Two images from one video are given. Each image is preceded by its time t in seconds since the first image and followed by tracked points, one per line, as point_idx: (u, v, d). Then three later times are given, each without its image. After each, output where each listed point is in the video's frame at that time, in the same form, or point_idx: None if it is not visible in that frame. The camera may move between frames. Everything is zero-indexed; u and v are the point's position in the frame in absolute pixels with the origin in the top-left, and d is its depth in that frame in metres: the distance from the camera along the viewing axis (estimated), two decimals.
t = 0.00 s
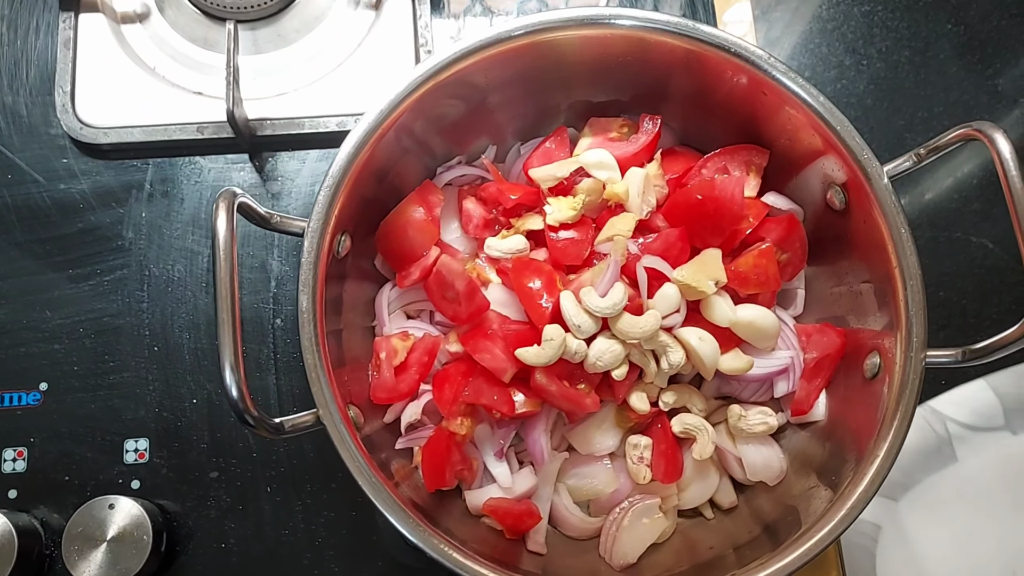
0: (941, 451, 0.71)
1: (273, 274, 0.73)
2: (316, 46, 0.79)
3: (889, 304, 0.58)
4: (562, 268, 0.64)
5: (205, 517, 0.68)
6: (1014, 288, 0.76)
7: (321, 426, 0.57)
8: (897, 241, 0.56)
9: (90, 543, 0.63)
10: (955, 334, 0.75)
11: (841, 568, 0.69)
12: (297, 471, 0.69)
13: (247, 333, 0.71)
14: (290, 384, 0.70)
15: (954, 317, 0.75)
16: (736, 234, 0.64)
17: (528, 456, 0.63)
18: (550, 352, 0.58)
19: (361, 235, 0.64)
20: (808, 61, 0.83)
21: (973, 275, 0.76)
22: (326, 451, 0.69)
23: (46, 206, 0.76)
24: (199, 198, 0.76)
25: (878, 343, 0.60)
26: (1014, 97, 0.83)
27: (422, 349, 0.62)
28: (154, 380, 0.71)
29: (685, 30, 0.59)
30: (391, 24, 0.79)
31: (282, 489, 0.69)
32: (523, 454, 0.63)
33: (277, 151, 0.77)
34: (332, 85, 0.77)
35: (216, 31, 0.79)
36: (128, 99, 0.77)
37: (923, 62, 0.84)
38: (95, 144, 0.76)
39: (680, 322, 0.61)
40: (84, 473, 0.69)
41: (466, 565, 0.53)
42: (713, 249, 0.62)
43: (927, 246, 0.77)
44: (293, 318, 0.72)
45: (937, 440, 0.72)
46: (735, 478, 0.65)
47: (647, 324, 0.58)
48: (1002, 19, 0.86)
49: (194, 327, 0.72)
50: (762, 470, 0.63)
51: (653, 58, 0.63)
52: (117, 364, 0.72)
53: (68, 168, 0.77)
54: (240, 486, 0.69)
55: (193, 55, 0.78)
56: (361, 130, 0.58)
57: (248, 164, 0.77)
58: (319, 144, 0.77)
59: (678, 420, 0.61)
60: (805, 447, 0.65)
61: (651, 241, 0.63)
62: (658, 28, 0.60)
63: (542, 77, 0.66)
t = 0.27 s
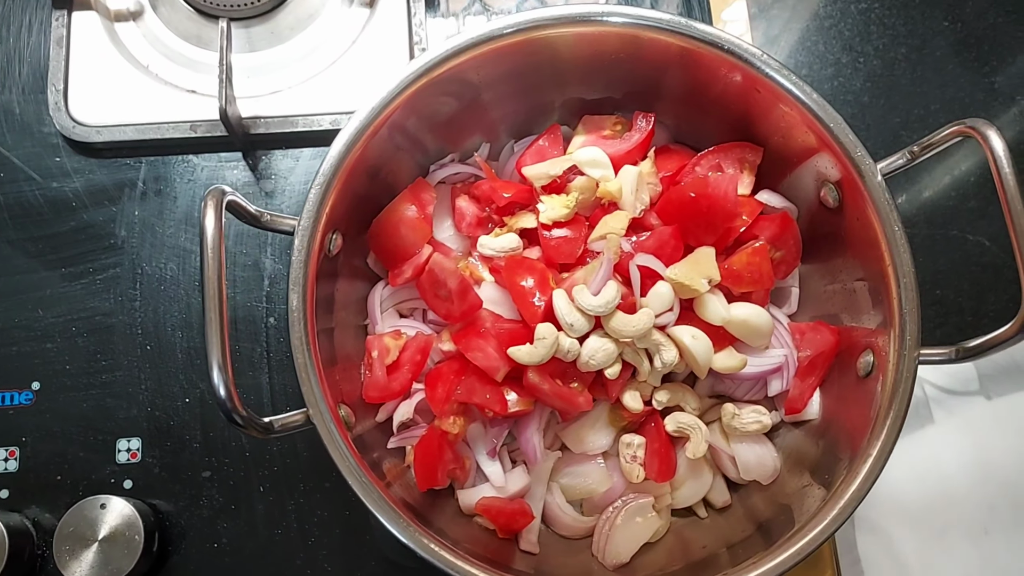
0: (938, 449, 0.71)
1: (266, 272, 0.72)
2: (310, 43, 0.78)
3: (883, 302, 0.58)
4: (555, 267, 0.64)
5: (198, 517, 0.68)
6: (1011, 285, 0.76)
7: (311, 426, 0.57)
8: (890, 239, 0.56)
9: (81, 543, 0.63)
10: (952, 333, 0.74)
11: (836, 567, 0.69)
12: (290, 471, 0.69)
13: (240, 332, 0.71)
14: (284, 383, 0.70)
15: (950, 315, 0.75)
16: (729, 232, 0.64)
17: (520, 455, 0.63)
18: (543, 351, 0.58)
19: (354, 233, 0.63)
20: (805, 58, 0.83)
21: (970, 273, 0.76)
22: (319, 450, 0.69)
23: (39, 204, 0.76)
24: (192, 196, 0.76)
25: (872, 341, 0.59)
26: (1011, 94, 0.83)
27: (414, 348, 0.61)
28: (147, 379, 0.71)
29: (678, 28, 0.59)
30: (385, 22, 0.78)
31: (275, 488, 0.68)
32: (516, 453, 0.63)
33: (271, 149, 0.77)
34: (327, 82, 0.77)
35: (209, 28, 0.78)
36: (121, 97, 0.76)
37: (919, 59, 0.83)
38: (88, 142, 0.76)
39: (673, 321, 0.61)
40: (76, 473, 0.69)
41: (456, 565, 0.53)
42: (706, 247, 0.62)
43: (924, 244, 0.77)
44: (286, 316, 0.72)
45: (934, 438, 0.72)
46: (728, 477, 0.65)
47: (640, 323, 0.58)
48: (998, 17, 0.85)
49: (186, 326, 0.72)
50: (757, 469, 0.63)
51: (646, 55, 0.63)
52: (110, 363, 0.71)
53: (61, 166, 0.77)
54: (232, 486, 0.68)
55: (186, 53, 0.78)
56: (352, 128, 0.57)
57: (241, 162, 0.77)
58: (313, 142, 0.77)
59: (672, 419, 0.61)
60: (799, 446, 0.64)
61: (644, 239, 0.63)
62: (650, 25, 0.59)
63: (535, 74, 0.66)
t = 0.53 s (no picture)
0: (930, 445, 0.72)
1: (261, 269, 0.73)
2: (304, 42, 0.79)
3: (873, 299, 0.58)
4: (547, 264, 0.64)
5: (193, 513, 0.68)
6: (1004, 282, 0.76)
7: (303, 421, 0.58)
8: (880, 236, 0.56)
9: (76, 539, 0.63)
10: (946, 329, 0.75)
11: (828, 562, 0.69)
12: (285, 466, 0.69)
13: (235, 329, 0.71)
14: (278, 380, 0.70)
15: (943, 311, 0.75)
16: (720, 229, 0.64)
17: (512, 451, 0.63)
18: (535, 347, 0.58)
19: (346, 230, 0.64)
20: (799, 56, 0.83)
21: (963, 270, 0.76)
22: (314, 447, 0.69)
23: (35, 202, 0.76)
24: (187, 194, 0.76)
25: (862, 337, 0.60)
26: (1005, 91, 0.83)
27: (406, 345, 0.62)
28: (142, 376, 0.71)
29: (668, 25, 0.59)
30: (379, 20, 0.79)
31: (269, 485, 0.69)
32: (508, 449, 0.63)
33: (266, 147, 0.77)
34: (321, 81, 0.77)
35: (204, 27, 0.78)
36: (117, 95, 0.77)
37: (913, 57, 0.83)
38: (83, 140, 0.76)
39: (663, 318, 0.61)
40: (71, 469, 0.69)
41: (447, 560, 0.53)
42: (697, 244, 0.62)
43: (918, 240, 0.77)
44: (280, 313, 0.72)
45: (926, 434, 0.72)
46: (719, 472, 0.65)
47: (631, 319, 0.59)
48: (993, 14, 0.85)
49: (181, 323, 0.72)
50: (747, 465, 0.63)
51: (635, 53, 0.63)
52: (105, 360, 0.71)
53: (56, 164, 0.77)
54: (227, 482, 0.69)
55: (180, 51, 0.78)
56: (343, 125, 0.58)
57: (236, 160, 0.77)
58: (308, 140, 0.77)
59: (663, 414, 0.61)
60: (790, 441, 0.65)
61: (635, 236, 0.63)
62: (640, 22, 0.60)
63: (526, 72, 0.66)
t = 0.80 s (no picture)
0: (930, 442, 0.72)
1: (262, 267, 0.73)
2: (305, 39, 0.79)
3: (873, 295, 0.59)
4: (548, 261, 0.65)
5: (195, 509, 0.68)
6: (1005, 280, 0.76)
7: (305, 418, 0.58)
8: (879, 233, 0.56)
9: (78, 535, 0.64)
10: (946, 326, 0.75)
11: (829, 559, 0.69)
12: (286, 463, 0.69)
13: (236, 326, 0.71)
14: (279, 377, 0.71)
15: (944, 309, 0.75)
16: (720, 225, 0.64)
17: (513, 447, 0.63)
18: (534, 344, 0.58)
19: (347, 227, 0.64)
20: (800, 54, 0.83)
21: (964, 267, 0.76)
22: (316, 444, 0.70)
23: (36, 200, 0.76)
24: (188, 191, 0.76)
25: (862, 334, 0.60)
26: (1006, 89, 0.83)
27: (407, 342, 0.62)
28: (143, 373, 0.71)
29: (668, 23, 0.59)
30: (380, 17, 0.79)
31: (271, 481, 0.69)
32: (509, 446, 0.64)
33: (267, 145, 0.77)
34: (322, 78, 0.77)
35: (204, 24, 0.78)
36: (118, 93, 0.77)
37: (914, 54, 0.83)
38: (84, 137, 0.76)
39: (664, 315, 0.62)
40: (73, 466, 0.69)
41: (449, 556, 0.53)
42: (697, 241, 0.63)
43: (919, 238, 0.77)
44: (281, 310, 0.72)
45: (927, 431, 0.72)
46: (719, 468, 0.65)
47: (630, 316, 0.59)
48: (994, 12, 0.85)
49: (183, 320, 0.73)
50: (746, 460, 0.63)
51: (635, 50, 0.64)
52: (107, 358, 0.72)
53: (58, 161, 0.77)
54: (229, 478, 0.69)
55: (181, 48, 0.78)
56: (344, 122, 0.58)
57: (236, 157, 0.77)
58: (309, 138, 0.77)
59: (663, 411, 0.62)
60: (790, 438, 0.65)
61: (634, 234, 0.64)
62: (641, 19, 0.60)
63: (527, 70, 0.66)
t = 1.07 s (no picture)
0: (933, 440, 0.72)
1: (266, 265, 0.73)
2: (308, 38, 0.79)
3: (877, 293, 0.59)
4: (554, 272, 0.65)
5: (199, 508, 0.68)
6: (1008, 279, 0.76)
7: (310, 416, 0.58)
8: (883, 231, 0.56)
9: (82, 533, 0.64)
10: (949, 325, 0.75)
11: (832, 557, 0.69)
12: (290, 462, 0.69)
13: (240, 325, 0.72)
14: (283, 376, 0.71)
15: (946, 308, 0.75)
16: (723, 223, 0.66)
17: (518, 450, 0.63)
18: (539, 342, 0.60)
19: (351, 225, 0.64)
20: (802, 53, 0.83)
21: (967, 266, 0.76)
22: (319, 442, 0.70)
23: (41, 198, 0.76)
24: (192, 190, 0.76)
25: (865, 332, 0.60)
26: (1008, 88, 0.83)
27: (411, 344, 0.63)
28: (147, 371, 0.71)
29: (671, 22, 0.60)
30: (384, 16, 0.79)
31: (275, 480, 0.69)
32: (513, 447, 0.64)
33: (270, 143, 0.77)
34: (325, 77, 0.77)
35: (208, 23, 0.78)
36: (122, 92, 0.77)
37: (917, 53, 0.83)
38: (88, 136, 0.76)
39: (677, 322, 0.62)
40: (77, 464, 0.69)
41: (453, 553, 0.53)
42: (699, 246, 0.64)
43: (922, 237, 0.77)
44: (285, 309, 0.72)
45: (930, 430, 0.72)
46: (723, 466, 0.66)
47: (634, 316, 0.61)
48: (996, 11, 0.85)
49: (187, 319, 0.73)
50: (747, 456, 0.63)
51: (638, 49, 0.64)
52: (111, 356, 0.72)
53: (62, 160, 0.77)
54: (233, 477, 0.69)
55: (184, 47, 0.78)
56: (348, 121, 0.58)
57: (240, 156, 0.77)
58: (312, 136, 0.77)
59: (668, 410, 0.62)
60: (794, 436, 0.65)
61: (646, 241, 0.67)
62: (643, 17, 0.60)
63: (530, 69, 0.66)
